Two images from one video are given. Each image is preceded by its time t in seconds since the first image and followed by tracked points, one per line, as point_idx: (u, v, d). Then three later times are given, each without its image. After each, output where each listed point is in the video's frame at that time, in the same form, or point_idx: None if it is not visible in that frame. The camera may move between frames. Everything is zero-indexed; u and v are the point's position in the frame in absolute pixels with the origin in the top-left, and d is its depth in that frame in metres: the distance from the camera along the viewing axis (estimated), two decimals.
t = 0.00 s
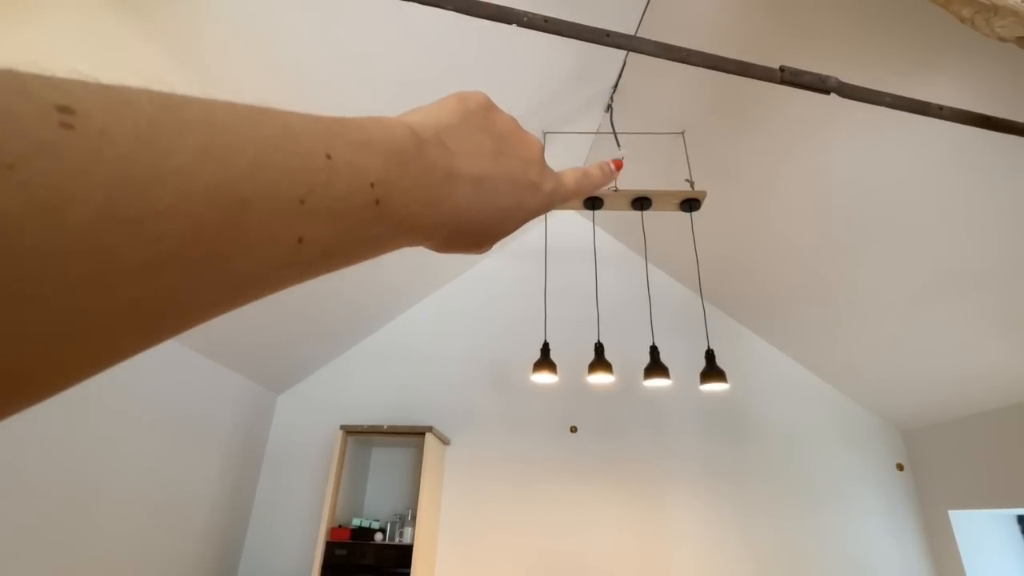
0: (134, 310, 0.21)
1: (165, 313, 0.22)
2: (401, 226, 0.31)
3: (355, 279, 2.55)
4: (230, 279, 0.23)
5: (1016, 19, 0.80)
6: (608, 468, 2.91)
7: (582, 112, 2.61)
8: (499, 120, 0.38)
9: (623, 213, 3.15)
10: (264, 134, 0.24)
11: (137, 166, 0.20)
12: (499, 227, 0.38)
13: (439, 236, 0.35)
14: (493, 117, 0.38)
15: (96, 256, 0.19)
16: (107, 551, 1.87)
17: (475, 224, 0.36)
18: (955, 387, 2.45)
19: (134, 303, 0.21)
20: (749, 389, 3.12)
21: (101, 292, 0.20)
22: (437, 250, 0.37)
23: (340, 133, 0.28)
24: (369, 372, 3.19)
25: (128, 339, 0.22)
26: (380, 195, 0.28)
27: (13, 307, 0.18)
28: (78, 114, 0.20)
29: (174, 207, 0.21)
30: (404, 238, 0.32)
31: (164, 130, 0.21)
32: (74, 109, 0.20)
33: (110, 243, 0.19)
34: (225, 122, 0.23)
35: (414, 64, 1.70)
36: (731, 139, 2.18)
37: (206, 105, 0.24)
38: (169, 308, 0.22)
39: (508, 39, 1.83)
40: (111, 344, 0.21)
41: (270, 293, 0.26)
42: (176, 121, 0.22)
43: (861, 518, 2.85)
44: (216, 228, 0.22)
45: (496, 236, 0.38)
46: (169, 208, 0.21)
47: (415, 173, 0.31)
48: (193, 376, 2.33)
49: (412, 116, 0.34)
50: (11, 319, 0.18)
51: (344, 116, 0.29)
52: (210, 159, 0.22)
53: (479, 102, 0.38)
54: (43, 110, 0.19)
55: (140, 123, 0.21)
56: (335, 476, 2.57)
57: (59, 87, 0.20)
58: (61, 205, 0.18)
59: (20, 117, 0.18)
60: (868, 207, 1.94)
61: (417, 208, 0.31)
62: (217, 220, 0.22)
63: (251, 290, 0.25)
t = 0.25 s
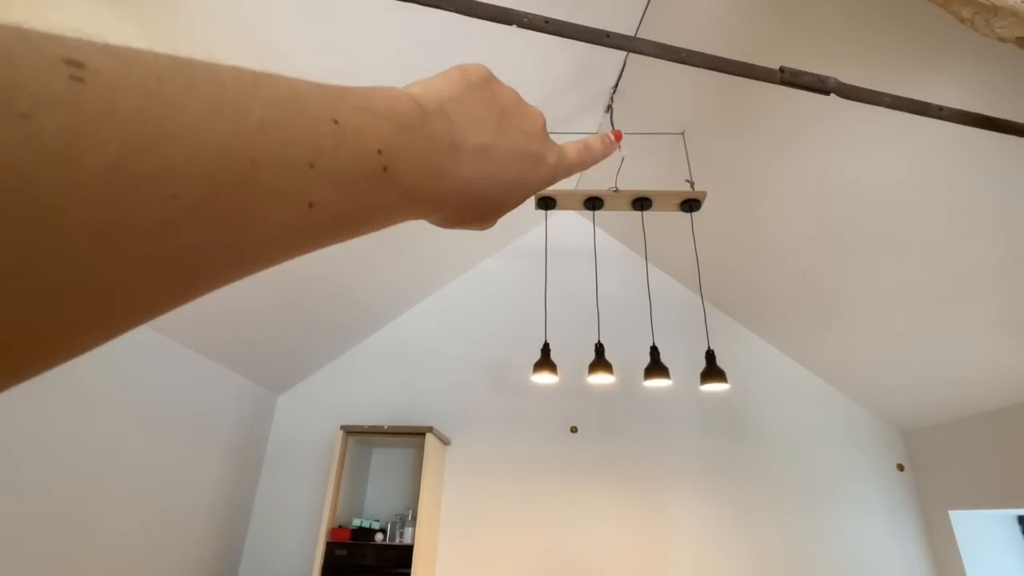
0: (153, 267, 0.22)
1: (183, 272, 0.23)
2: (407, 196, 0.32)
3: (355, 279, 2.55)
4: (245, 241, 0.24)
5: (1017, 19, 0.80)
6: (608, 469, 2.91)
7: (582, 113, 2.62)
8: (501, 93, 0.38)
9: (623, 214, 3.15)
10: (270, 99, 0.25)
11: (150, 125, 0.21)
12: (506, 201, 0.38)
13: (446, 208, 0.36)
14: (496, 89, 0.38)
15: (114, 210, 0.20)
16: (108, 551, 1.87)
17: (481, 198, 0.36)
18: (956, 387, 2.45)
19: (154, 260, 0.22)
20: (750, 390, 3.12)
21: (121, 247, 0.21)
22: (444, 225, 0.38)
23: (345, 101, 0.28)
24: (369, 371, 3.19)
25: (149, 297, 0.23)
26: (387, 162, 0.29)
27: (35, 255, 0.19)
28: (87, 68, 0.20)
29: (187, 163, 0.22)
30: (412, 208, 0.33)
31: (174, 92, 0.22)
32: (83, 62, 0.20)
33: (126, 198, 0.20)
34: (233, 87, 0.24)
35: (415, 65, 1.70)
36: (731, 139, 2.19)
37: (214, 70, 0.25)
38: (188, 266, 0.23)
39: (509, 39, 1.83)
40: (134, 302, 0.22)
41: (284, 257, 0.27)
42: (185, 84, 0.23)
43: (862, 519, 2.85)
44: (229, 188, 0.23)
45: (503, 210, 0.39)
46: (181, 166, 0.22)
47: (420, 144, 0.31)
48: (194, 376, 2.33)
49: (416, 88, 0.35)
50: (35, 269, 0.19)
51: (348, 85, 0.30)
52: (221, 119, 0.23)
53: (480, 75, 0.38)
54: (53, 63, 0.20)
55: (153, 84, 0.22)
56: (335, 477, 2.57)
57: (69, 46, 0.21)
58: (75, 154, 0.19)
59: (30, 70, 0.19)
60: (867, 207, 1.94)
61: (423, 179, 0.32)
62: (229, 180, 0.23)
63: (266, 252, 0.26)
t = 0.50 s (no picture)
0: (143, 254, 0.21)
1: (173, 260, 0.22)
2: (402, 185, 0.31)
3: (355, 279, 2.55)
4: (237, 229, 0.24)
5: (1016, 20, 0.80)
6: (608, 469, 2.91)
7: (582, 114, 2.62)
8: (497, 84, 0.38)
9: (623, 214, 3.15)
10: (261, 84, 0.24)
11: (139, 108, 0.20)
12: (504, 191, 0.38)
13: (444, 200, 0.35)
14: (492, 80, 0.37)
15: (102, 193, 0.19)
16: (108, 551, 1.87)
17: (479, 189, 0.36)
18: (956, 387, 2.45)
19: (143, 247, 0.21)
20: (751, 390, 3.12)
21: (115, 234, 0.20)
22: (440, 217, 0.37)
23: (338, 88, 0.28)
24: (369, 371, 3.19)
25: (138, 288, 0.22)
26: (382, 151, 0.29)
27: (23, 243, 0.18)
28: (75, 52, 0.19)
29: (177, 149, 0.21)
30: (407, 198, 0.32)
31: (162, 75, 0.21)
32: (72, 47, 0.20)
33: (114, 183, 0.20)
34: (224, 71, 0.24)
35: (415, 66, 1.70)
36: (731, 139, 2.19)
37: (204, 56, 0.24)
38: (178, 255, 0.22)
39: (509, 39, 1.83)
40: (123, 290, 0.22)
41: (278, 247, 0.26)
42: (174, 68, 0.22)
43: (862, 519, 2.85)
44: (222, 175, 0.22)
45: (500, 201, 0.38)
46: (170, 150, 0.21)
47: (417, 133, 0.31)
48: (194, 377, 2.33)
49: (411, 78, 0.34)
50: (23, 256, 0.18)
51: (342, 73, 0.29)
52: (214, 105, 0.22)
53: (475, 65, 0.37)
54: (39, 46, 0.19)
55: (143, 67, 0.21)
56: (336, 477, 2.57)
57: (52, 27, 0.20)
58: (65, 139, 0.18)
59: (18, 53, 0.18)
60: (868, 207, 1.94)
61: (420, 168, 0.31)
62: (221, 166, 0.22)
63: (259, 242, 0.25)
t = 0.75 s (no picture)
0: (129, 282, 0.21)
1: (162, 286, 0.23)
2: (399, 208, 0.31)
3: (356, 279, 2.55)
4: (228, 255, 0.24)
5: (1017, 20, 0.80)
6: (609, 469, 2.91)
7: (583, 113, 2.62)
8: (500, 105, 0.38)
9: (623, 214, 3.15)
10: (259, 110, 0.25)
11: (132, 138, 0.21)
12: (502, 213, 0.38)
13: (440, 220, 0.35)
14: (495, 102, 0.38)
15: (87, 223, 0.20)
16: (109, 551, 1.87)
17: (476, 211, 0.36)
18: (956, 387, 2.45)
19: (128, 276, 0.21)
20: (751, 390, 3.12)
21: (98, 264, 0.20)
22: (438, 236, 0.37)
23: (338, 112, 0.28)
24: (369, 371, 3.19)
25: (124, 312, 0.22)
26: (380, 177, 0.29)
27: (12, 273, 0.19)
28: (66, 81, 0.20)
29: (168, 178, 0.21)
30: (403, 220, 0.33)
31: (157, 102, 0.22)
32: (63, 75, 0.20)
33: (104, 213, 0.20)
34: (221, 96, 0.24)
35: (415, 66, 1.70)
36: (731, 139, 2.19)
37: (203, 80, 0.24)
38: (169, 281, 0.23)
39: (509, 39, 1.83)
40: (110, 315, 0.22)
41: (269, 271, 0.27)
42: (170, 94, 0.22)
43: (862, 518, 2.85)
44: (213, 203, 0.23)
45: (499, 222, 0.38)
46: (161, 179, 0.21)
47: (414, 156, 0.31)
48: (195, 376, 2.33)
49: (414, 99, 0.35)
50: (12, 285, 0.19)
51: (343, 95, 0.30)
52: (207, 133, 0.22)
53: (479, 87, 0.37)
54: (30, 75, 0.19)
55: (137, 94, 0.21)
56: (336, 477, 2.57)
57: (44, 53, 0.20)
58: (51, 171, 0.19)
59: (10, 84, 0.18)
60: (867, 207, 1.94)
61: (416, 191, 0.32)
62: (213, 194, 0.22)
63: (251, 266, 0.25)
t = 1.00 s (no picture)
0: (121, 330, 0.21)
1: (154, 331, 0.22)
2: (398, 241, 0.31)
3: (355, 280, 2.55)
4: (220, 298, 0.24)
5: (1016, 21, 0.80)
6: (608, 469, 2.91)
7: (583, 114, 2.62)
8: (500, 135, 0.39)
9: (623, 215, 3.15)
10: (258, 150, 0.24)
11: (130, 184, 0.20)
12: (500, 242, 0.37)
13: (440, 250, 0.35)
14: (495, 132, 0.38)
15: (80, 273, 0.19)
16: (108, 552, 1.87)
17: (475, 240, 0.36)
18: (956, 388, 2.45)
19: (121, 324, 0.21)
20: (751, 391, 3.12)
21: (89, 313, 0.20)
22: (437, 265, 0.37)
23: (338, 149, 0.28)
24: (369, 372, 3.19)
25: (113, 360, 0.22)
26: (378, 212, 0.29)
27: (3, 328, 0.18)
28: (67, 133, 0.20)
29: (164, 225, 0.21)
30: (402, 253, 0.32)
31: (155, 145, 0.22)
32: (65, 126, 0.20)
33: (97, 262, 0.20)
34: (219, 136, 0.24)
35: (414, 66, 1.70)
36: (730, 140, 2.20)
37: (202, 121, 0.24)
38: (161, 326, 0.22)
39: (509, 40, 1.83)
40: (99, 364, 0.21)
41: (262, 309, 0.26)
42: (168, 138, 0.22)
43: (862, 519, 2.85)
44: (209, 248, 0.22)
45: (498, 251, 0.38)
46: (156, 226, 0.21)
47: (412, 189, 0.31)
48: (194, 377, 2.33)
49: (414, 130, 0.35)
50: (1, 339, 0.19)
51: (344, 129, 0.30)
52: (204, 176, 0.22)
53: (480, 117, 0.38)
54: (31, 127, 0.19)
55: (135, 139, 0.21)
56: (336, 478, 2.57)
57: (42, 103, 0.20)
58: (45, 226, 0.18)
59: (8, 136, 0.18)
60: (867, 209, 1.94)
61: (416, 223, 0.32)
62: (209, 238, 0.22)
63: (244, 307, 0.25)
